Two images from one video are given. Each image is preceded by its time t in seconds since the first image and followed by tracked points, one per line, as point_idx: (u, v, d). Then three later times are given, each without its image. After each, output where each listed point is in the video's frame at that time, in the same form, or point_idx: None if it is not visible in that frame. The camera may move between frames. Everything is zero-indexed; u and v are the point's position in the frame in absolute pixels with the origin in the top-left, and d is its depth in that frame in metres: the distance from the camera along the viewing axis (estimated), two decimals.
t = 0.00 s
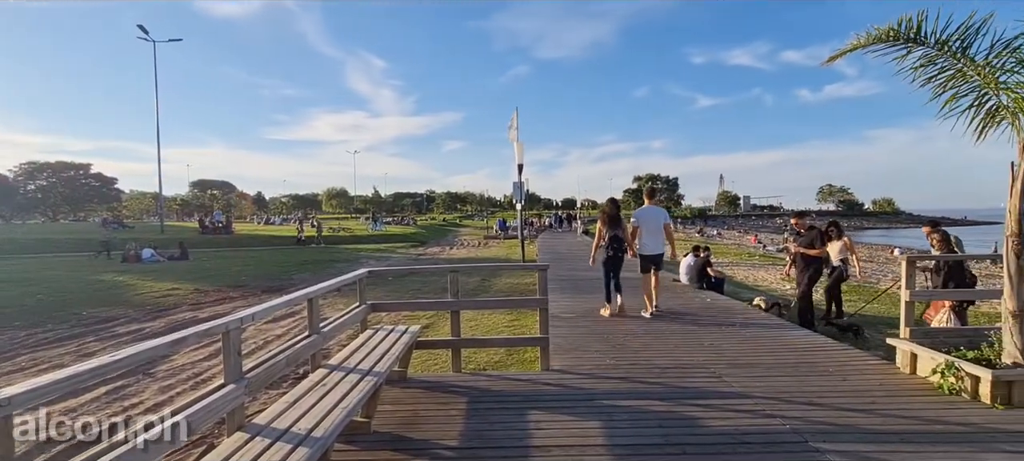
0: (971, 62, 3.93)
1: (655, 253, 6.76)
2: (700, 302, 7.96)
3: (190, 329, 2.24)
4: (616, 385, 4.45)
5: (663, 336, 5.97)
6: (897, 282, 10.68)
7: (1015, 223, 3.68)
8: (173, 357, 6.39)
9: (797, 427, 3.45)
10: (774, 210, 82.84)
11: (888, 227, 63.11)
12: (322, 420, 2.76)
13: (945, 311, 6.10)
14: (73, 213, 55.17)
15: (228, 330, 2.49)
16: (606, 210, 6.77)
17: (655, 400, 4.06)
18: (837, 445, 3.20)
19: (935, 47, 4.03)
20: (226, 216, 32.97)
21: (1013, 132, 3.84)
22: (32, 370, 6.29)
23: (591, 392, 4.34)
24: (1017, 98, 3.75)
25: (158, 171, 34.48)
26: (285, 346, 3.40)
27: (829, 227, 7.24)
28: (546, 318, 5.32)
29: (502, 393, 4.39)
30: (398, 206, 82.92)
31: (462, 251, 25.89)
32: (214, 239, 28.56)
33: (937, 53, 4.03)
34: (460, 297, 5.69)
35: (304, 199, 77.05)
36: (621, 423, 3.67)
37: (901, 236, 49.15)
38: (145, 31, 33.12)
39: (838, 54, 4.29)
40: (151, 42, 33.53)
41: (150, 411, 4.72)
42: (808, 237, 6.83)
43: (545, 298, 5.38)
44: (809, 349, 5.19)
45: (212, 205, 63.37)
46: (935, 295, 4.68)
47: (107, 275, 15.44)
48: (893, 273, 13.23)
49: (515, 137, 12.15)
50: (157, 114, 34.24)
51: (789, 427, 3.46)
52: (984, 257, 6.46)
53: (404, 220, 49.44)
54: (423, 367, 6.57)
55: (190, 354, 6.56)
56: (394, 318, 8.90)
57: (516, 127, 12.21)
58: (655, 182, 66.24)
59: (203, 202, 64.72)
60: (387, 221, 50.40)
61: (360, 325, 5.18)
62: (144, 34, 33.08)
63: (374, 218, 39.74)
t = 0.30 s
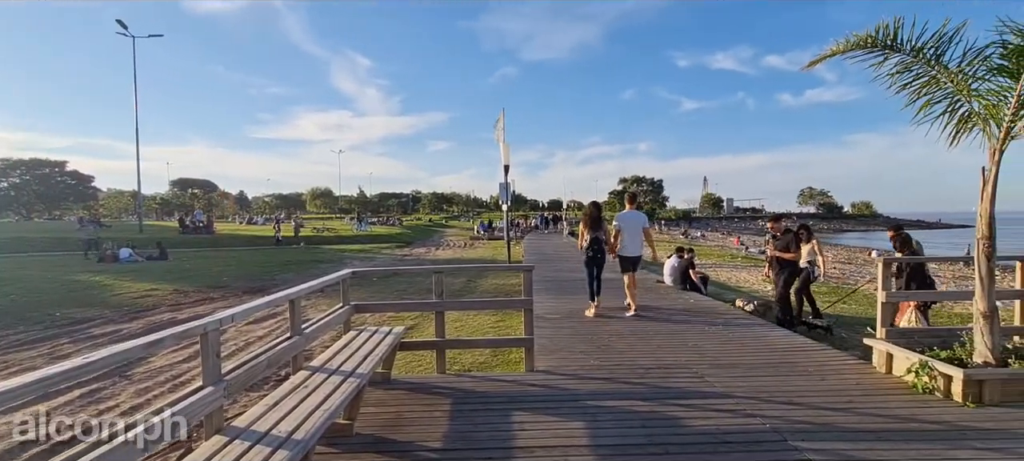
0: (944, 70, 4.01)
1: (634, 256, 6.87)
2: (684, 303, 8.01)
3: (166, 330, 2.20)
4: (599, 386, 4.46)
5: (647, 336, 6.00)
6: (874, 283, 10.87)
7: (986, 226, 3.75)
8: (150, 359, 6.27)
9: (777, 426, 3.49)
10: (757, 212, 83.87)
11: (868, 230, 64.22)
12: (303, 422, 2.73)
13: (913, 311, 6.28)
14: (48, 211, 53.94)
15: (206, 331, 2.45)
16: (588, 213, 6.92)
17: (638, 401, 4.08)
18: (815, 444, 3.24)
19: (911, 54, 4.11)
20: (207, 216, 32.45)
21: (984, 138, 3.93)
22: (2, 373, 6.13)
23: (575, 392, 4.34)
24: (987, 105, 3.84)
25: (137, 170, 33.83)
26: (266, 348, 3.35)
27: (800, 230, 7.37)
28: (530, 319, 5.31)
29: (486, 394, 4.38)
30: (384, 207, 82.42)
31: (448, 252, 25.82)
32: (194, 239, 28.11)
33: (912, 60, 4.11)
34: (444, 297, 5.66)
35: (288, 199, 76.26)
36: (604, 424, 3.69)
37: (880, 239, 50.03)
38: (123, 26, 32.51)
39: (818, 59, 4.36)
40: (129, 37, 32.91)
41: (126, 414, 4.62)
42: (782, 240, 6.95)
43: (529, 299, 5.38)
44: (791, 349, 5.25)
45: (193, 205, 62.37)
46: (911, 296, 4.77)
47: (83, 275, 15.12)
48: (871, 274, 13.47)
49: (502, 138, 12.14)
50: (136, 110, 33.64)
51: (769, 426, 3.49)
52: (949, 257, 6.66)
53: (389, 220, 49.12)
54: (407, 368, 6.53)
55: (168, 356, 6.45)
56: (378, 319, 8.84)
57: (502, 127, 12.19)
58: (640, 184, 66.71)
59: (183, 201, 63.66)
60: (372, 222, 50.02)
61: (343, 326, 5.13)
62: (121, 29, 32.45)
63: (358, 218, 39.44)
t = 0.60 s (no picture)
0: (917, 76, 4.10)
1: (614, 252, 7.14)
2: (667, 303, 8.07)
3: (141, 333, 2.15)
4: (583, 387, 4.47)
5: (631, 337, 6.02)
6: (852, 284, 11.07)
7: (957, 228, 3.83)
8: (126, 363, 6.14)
9: (757, 425, 3.52)
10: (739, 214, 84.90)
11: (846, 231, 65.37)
12: (283, 426, 2.69)
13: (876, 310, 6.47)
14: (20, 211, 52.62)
15: (182, 333, 2.41)
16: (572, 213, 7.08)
17: (622, 401, 4.10)
18: (794, 442, 3.28)
19: (886, 60, 4.18)
20: (186, 216, 31.94)
21: (954, 143, 4.02)
22: None
23: (558, 393, 4.35)
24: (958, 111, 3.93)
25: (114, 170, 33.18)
26: (245, 351, 3.29)
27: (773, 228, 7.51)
28: (514, 321, 5.30)
29: (470, 395, 4.36)
30: (368, 207, 81.83)
31: (432, 253, 25.75)
32: (173, 239, 27.65)
33: (887, 66, 4.19)
34: (428, 299, 5.63)
35: (270, 199, 75.31)
36: (586, 424, 3.69)
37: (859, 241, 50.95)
38: (100, 22, 31.93)
39: (796, 63, 4.42)
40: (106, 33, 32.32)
41: (100, 419, 4.52)
42: (756, 241, 7.08)
43: (514, 300, 5.37)
44: (771, 349, 5.31)
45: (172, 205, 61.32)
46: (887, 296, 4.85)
47: (58, 276, 14.79)
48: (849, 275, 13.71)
49: (487, 139, 12.12)
50: (113, 108, 32.98)
51: (749, 425, 3.53)
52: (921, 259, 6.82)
53: (373, 221, 48.76)
54: (391, 370, 6.48)
55: (144, 360, 6.32)
56: (362, 321, 8.76)
57: (488, 129, 12.18)
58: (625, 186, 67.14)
59: (162, 200, 62.55)
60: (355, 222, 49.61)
61: (325, 328, 5.07)
62: (98, 25, 31.86)
63: (342, 219, 39.14)
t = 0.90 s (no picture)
0: (897, 80, 4.17)
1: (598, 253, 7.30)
2: (654, 304, 8.11)
3: (120, 336, 2.12)
4: (570, 387, 4.48)
5: (617, 337, 6.05)
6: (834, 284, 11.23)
7: (935, 229, 3.90)
8: (105, 366, 6.04)
9: (741, 424, 3.56)
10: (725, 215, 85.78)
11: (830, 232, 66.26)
12: (266, 429, 2.66)
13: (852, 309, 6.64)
14: None
15: (163, 336, 2.38)
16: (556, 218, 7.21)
17: (609, 401, 4.11)
18: (777, 441, 3.32)
19: (866, 64, 4.25)
20: (168, 217, 31.50)
21: (932, 146, 4.09)
22: None
23: (546, 394, 4.35)
24: (936, 115, 4.00)
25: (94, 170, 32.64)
26: (227, 353, 3.26)
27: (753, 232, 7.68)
28: (501, 322, 5.30)
29: (457, 397, 4.35)
30: (355, 208, 81.37)
31: (420, 254, 25.66)
32: (155, 240, 27.25)
33: (867, 70, 4.25)
34: (415, 300, 5.61)
35: (255, 200, 74.57)
36: (573, 425, 3.70)
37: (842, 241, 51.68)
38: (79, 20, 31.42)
39: (779, 66, 4.47)
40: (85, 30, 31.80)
41: (78, 424, 4.43)
42: (737, 244, 7.16)
43: (501, 301, 5.37)
44: (756, 349, 5.36)
45: (155, 206, 60.47)
46: (868, 296, 4.92)
47: (36, 278, 14.50)
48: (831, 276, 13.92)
49: (475, 140, 12.11)
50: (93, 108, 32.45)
51: (733, 424, 3.56)
52: (896, 260, 6.94)
53: (360, 222, 48.43)
54: (378, 372, 6.44)
55: (125, 364, 6.22)
56: (348, 323, 8.70)
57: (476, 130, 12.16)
58: (612, 187, 67.51)
59: (144, 200, 61.65)
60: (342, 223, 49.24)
61: (311, 330, 5.04)
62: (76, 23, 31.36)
63: (329, 220, 38.86)
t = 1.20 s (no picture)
0: (873, 85, 4.23)
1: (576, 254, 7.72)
2: (639, 305, 8.16)
3: (93, 340, 2.07)
4: (555, 388, 4.48)
5: (602, 338, 6.07)
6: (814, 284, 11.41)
7: (910, 231, 3.96)
8: (81, 370, 5.91)
9: (723, 424, 3.58)
10: (709, 217, 86.70)
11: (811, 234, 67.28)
12: (246, 434, 2.62)
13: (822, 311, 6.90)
14: None
15: (139, 339, 2.34)
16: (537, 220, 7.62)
17: (593, 401, 4.12)
18: (758, 439, 3.35)
19: (844, 69, 4.31)
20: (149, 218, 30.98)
21: (908, 150, 4.17)
22: None
23: (530, 395, 4.35)
24: (911, 120, 4.07)
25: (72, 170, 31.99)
26: (207, 356, 3.20)
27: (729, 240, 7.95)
28: (486, 323, 5.29)
29: (442, 399, 4.33)
30: (340, 209, 80.77)
31: (406, 255, 25.57)
32: (135, 241, 26.78)
33: (844, 75, 4.32)
34: (400, 302, 5.57)
35: (237, 200, 73.63)
36: (558, 425, 3.70)
37: (823, 243, 52.47)
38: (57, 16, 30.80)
39: (760, 71, 4.52)
40: (63, 27, 31.21)
41: (51, 429, 4.33)
42: (718, 245, 7.32)
43: (486, 303, 5.35)
44: (739, 348, 5.42)
45: (135, 206, 59.42)
46: (847, 296, 5.00)
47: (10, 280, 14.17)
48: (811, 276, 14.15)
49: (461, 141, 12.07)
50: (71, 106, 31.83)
51: (716, 424, 3.59)
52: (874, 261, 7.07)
53: (345, 223, 48.07)
54: (362, 374, 6.39)
55: (102, 367, 6.10)
56: (333, 325, 8.63)
57: (462, 131, 12.15)
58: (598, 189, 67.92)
59: (123, 201, 60.57)
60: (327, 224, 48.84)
61: (294, 332, 4.98)
62: (53, 19, 30.74)
63: (313, 220, 38.53)
